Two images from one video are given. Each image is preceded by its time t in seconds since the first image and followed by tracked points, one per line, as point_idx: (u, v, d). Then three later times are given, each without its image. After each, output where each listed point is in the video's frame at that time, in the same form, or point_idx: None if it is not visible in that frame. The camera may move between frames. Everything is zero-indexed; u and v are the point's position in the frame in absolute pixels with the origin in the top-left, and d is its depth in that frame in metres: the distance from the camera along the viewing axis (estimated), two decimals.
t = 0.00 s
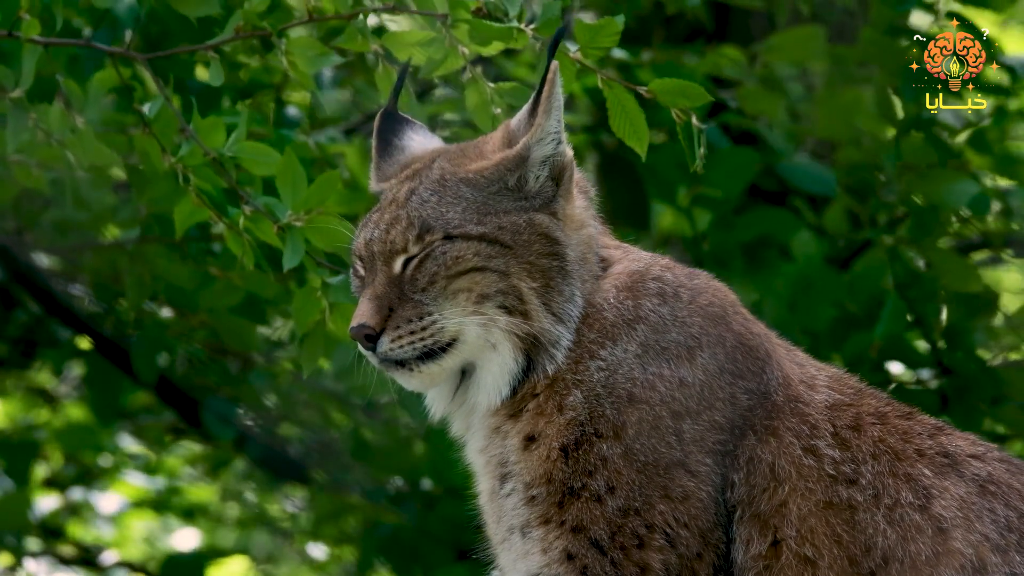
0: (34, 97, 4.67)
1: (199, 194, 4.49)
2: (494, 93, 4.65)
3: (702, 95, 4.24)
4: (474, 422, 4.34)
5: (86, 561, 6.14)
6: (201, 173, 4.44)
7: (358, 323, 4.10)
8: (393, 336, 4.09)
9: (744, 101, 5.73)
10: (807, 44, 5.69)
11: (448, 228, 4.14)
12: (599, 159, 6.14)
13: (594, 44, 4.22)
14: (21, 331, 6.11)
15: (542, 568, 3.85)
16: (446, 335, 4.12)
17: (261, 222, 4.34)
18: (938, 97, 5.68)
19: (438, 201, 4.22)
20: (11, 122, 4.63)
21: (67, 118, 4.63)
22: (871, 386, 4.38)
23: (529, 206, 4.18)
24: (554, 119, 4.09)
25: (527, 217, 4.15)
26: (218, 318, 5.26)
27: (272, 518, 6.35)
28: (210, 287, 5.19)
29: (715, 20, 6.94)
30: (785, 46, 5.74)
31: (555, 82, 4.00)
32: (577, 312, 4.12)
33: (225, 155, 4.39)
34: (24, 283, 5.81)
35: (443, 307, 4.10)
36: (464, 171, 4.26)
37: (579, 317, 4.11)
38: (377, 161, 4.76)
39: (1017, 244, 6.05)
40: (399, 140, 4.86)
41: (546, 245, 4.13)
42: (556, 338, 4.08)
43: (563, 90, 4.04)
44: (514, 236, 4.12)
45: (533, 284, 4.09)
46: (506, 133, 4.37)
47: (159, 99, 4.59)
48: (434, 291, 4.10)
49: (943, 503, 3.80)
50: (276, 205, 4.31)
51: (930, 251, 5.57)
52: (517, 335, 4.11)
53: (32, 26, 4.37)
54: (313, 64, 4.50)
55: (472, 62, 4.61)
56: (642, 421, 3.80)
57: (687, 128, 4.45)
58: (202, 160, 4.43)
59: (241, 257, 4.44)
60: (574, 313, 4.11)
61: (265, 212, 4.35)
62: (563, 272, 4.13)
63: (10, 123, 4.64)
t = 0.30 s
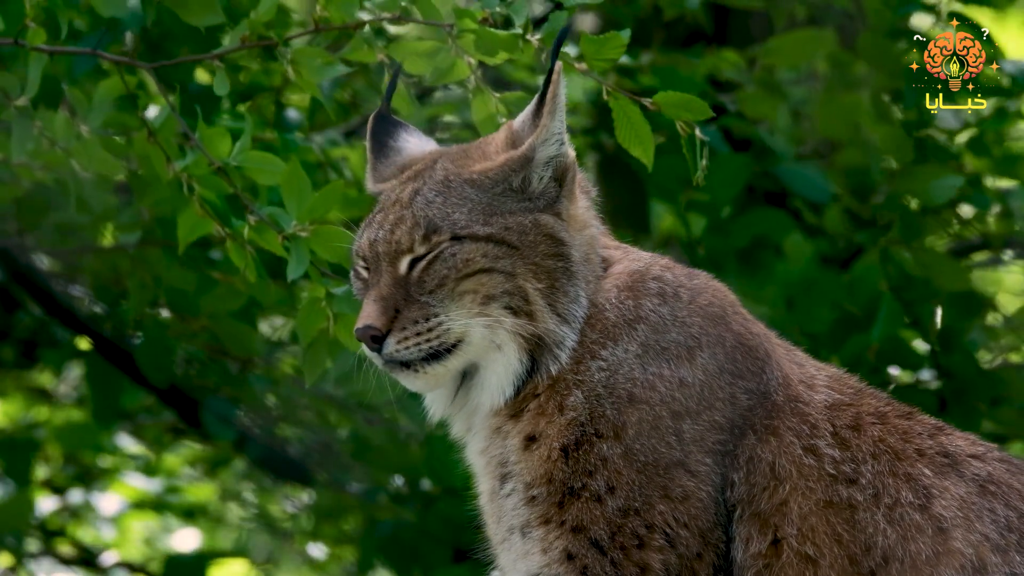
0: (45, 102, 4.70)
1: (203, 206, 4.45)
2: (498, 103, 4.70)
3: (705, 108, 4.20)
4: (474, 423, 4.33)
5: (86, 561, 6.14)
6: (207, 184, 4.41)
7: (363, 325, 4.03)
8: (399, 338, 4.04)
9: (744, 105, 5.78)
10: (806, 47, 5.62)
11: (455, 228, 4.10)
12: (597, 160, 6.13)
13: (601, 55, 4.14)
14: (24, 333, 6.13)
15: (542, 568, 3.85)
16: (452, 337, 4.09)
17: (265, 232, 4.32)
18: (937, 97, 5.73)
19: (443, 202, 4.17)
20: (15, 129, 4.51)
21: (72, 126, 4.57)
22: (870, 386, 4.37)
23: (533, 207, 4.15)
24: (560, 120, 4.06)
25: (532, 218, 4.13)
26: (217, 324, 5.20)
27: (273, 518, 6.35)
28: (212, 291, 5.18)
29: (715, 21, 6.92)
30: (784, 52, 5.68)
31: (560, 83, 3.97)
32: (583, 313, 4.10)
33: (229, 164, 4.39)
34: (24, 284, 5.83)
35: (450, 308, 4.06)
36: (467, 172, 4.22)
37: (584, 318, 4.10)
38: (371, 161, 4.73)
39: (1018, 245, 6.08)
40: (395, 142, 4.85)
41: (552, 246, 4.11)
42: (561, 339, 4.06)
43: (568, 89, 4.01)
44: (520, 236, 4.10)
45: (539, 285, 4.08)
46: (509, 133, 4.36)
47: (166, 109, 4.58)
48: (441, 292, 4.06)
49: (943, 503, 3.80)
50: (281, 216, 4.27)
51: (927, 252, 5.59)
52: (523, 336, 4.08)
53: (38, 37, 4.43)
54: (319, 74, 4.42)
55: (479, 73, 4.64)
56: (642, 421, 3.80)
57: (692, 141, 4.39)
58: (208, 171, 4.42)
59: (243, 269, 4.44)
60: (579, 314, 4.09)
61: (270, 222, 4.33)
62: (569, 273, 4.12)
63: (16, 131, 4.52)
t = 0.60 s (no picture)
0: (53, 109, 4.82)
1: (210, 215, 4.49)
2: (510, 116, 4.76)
3: (718, 112, 4.24)
4: (474, 423, 4.32)
5: (86, 561, 6.14)
6: (214, 195, 4.44)
7: (372, 327, 4.00)
8: (408, 340, 4.01)
9: (744, 109, 5.78)
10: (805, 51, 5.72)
11: (464, 230, 4.07)
12: (597, 162, 6.13)
13: (613, 65, 4.28)
14: (27, 334, 6.14)
15: (543, 568, 3.85)
16: (460, 339, 4.06)
17: (273, 243, 4.32)
18: (938, 96, 5.75)
19: (450, 204, 4.13)
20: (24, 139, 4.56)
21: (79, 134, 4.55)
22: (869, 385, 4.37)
23: (537, 208, 4.13)
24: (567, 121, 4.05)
25: (538, 219, 4.11)
26: (220, 327, 5.34)
27: (273, 518, 6.35)
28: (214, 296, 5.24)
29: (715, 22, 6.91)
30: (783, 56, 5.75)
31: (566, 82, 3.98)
32: (589, 314, 4.09)
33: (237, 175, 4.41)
34: (24, 285, 5.88)
35: (458, 311, 4.03)
36: (473, 174, 4.19)
37: (590, 319, 4.09)
38: (365, 160, 4.71)
39: (1017, 247, 6.07)
40: (385, 143, 4.83)
41: (559, 247, 4.10)
42: (567, 340, 4.05)
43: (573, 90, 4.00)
44: (528, 238, 4.08)
45: (547, 287, 4.06)
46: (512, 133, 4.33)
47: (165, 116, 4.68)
48: (450, 295, 4.03)
49: (943, 502, 3.81)
50: (288, 227, 4.28)
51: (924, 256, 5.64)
52: (530, 338, 4.06)
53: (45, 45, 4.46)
54: (329, 85, 4.42)
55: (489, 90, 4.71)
56: (642, 421, 3.81)
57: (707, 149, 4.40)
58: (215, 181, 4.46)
59: (250, 280, 4.49)
60: (585, 315, 4.08)
61: (277, 233, 4.32)
62: (575, 275, 4.10)
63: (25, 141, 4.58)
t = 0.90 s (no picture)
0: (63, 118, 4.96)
1: (221, 228, 4.37)
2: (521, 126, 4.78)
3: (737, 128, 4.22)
4: (475, 424, 4.32)
5: (85, 561, 6.14)
6: (225, 206, 4.37)
7: (385, 330, 3.97)
8: (421, 343, 3.99)
9: (744, 114, 5.78)
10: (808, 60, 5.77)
11: (477, 232, 4.05)
12: (597, 164, 6.11)
13: (627, 83, 4.26)
14: (28, 335, 6.12)
15: (542, 568, 3.85)
16: (471, 342, 4.04)
17: (283, 256, 4.26)
18: (938, 97, 5.72)
19: (458, 207, 4.11)
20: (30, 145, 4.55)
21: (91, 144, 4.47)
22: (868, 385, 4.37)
23: (543, 209, 4.11)
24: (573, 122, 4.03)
25: (546, 220, 4.10)
26: (222, 330, 5.29)
27: (273, 518, 6.34)
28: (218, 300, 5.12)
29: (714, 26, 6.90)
30: (782, 64, 5.83)
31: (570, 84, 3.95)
32: (597, 315, 4.07)
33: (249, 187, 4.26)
34: (22, 286, 5.90)
35: (470, 313, 4.02)
36: (479, 175, 4.17)
37: (598, 320, 4.07)
38: (357, 161, 4.63)
39: (1017, 249, 6.08)
40: (371, 143, 4.77)
41: (567, 248, 4.08)
42: (575, 341, 4.03)
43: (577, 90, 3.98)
44: (538, 239, 4.06)
45: (556, 289, 4.03)
46: (515, 133, 4.33)
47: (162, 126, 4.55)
48: (463, 298, 4.01)
49: (942, 502, 3.81)
50: (298, 240, 4.21)
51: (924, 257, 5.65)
52: (538, 339, 4.04)
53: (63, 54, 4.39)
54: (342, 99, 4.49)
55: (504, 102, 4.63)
56: (642, 421, 3.81)
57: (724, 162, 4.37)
58: (225, 193, 4.38)
59: (261, 290, 4.45)
60: (593, 315, 4.06)
61: (288, 246, 4.25)
62: (583, 276, 4.07)
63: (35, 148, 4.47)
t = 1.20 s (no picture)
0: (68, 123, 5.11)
1: (232, 238, 4.37)
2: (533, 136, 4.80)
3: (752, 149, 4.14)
4: (474, 425, 4.32)
5: (85, 561, 6.14)
6: (236, 216, 4.36)
7: (396, 330, 3.97)
8: (432, 343, 3.99)
9: (743, 117, 5.81)
10: (808, 66, 5.88)
11: (486, 232, 4.05)
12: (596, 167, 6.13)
13: (648, 100, 4.27)
14: (26, 335, 6.08)
15: (541, 568, 3.86)
16: (481, 343, 4.03)
17: (295, 268, 4.30)
18: (937, 97, 5.73)
19: (465, 207, 4.11)
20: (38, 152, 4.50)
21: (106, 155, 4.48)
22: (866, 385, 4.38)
23: (546, 209, 4.11)
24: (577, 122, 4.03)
25: (552, 220, 4.10)
26: (223, 331, 5.36)
27: (273, 519, 6.35)
28: (219, 304, 5.21)
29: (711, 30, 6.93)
30: (782, 69, 5.89)
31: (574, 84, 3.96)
32: (604, 315, 4.06)
33: (261, 199, 4.28)
34: (21, 287, 5.84)
35: (480, 314, 4.01)
36: (482, 175, 4.16)
37: (605, 320, 4.06)
38: (356, 162, 4.58)
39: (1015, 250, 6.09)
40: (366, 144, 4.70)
41: (573, 248, 4.08)
42: (581, 341, 4.02)
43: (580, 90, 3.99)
44: (545, 240, 4.06)
45: (563, 289, 4.03)
46: (517, 133, 4.33)
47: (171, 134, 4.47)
48: (474, 299, 4.00)
49: (941, 502, 3.82)
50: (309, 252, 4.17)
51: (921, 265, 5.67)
52: (546, 339, 4.03)
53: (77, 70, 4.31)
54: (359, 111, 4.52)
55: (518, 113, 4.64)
56: (642, 421, 3.82)
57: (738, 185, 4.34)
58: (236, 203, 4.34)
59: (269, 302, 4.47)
60: (600, 316, 4.05)
61: (299, 258, 4.26)
62: (590, 276, 4.07)
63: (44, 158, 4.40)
